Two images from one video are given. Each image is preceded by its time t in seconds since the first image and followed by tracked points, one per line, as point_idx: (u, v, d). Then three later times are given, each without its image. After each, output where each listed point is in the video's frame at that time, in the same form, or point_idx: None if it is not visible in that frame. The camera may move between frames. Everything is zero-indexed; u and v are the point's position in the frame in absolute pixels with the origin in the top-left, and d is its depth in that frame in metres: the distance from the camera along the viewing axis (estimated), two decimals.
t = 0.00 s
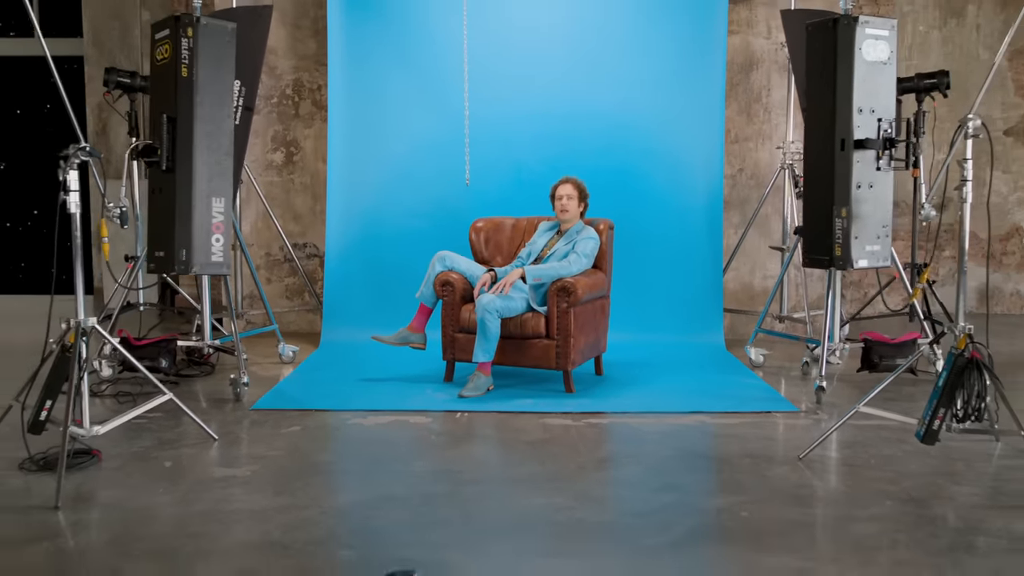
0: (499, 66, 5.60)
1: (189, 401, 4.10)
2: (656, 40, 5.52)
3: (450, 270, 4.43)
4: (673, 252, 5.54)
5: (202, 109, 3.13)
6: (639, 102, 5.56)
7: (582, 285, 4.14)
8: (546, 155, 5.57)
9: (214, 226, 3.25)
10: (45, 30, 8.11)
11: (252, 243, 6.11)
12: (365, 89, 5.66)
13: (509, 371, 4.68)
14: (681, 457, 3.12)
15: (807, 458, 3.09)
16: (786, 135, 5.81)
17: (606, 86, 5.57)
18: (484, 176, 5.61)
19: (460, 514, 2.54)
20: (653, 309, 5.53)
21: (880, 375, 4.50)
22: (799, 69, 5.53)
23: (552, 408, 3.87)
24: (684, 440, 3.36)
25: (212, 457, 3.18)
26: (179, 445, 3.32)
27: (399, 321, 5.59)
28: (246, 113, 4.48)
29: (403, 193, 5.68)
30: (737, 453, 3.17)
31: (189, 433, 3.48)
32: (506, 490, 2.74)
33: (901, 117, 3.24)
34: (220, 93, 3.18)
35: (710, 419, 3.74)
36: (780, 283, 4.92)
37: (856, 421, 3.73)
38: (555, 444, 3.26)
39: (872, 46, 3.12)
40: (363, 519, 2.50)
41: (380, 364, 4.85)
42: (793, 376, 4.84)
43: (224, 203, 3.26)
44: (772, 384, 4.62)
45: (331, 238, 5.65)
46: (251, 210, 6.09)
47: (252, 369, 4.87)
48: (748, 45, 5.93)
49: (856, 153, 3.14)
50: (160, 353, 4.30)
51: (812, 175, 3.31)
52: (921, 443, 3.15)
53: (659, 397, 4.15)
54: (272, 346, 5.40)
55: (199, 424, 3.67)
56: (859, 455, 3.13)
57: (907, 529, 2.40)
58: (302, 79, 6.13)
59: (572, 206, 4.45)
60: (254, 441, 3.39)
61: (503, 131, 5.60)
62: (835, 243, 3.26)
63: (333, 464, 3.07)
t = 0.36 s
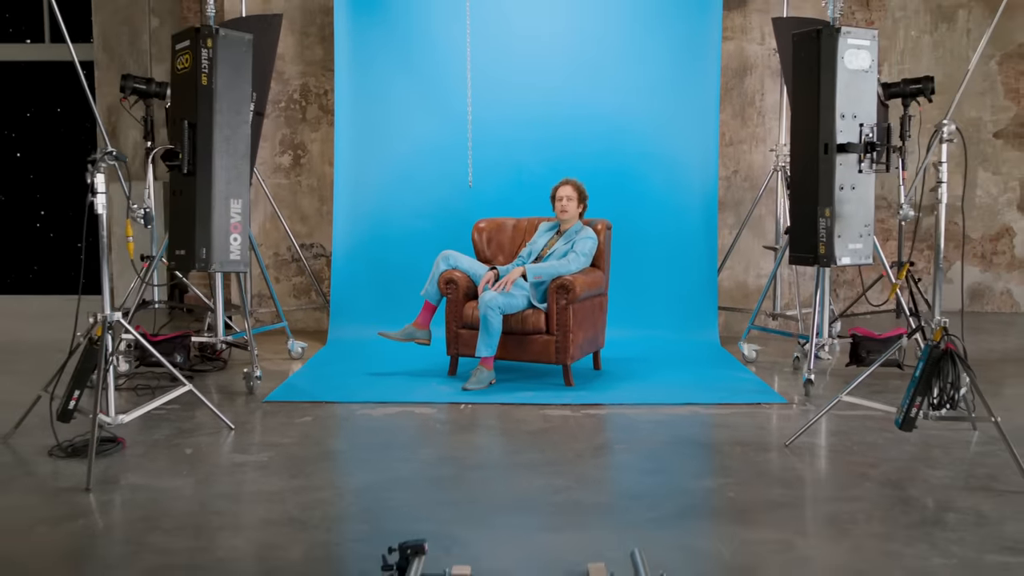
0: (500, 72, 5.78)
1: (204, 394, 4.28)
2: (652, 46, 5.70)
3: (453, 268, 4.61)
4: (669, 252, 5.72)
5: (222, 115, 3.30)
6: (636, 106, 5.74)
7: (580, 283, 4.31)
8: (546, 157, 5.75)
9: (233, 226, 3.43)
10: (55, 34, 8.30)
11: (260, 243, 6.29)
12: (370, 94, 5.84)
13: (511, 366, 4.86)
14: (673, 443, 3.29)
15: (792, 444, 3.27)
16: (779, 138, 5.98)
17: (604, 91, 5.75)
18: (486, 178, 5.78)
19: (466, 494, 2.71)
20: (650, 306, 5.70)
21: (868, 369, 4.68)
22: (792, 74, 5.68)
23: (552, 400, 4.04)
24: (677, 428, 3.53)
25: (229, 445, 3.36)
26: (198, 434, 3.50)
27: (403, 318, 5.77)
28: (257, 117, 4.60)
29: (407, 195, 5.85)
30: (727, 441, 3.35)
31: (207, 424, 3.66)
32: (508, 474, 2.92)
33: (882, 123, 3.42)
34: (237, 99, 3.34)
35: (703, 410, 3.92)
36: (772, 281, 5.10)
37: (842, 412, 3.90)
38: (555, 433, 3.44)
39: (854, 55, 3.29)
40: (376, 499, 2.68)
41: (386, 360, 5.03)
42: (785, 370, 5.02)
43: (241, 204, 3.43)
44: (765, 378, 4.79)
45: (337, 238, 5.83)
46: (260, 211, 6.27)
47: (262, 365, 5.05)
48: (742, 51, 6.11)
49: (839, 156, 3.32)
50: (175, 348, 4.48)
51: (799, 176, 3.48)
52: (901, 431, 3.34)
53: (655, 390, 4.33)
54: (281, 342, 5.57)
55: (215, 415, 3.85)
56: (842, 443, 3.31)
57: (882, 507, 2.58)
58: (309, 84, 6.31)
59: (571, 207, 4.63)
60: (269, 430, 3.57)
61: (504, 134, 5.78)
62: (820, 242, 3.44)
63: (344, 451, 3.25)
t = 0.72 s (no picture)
0: (500, 76, 5.96)
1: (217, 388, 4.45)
2: (649, 52, 5.88)
3: (456, 268, 4.79)
4: (665, 252, 5.89)
5: (238, 121, 3.47)
6: (632, 110, 5.91)
7: (579, 282, 4.49)
8: (545, 160, 5.93)
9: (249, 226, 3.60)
10: (66, 39, 8.49)
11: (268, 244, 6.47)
12: (375, 98, 6.01)
13: (512, 362, 5.03)
14: (666, 433, 3.47)
15: (780, 434, 3.45)
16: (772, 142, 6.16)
17: (602, 95, 5.93)
18: (487, 180, 5.96)
19: (470, 477, 2.89)
20: (647, 305, 5.88)
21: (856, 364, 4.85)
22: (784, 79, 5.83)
23: (551, 394, 4.22)
24: (670, 420, 3.71)
25: (244, 435, 3.53)
26: (214, 425, 3.67)
27: (407, 316, 5.94)
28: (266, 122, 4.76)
29: (411, 196, 6.03)
30: (717, 431, 3.52)
31: (222, 416, 3.83)
32: (510, 460, 3.10)
33: (866, 128, 3.59)
34: (252, 106, 3.52)
35: (696, 403, 4.09)
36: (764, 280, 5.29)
37: (829, 405, 4.07)
38: (554, 423, 3.62)
39: (837, 65, 3.47)
40: (385, 482, 2.86)
41: (391, 356, 5.20)
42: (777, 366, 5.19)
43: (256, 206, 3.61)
44: (757, 374, 4.97)
45: (343, 239, 6.00)
46: (267, 212, 6.45)
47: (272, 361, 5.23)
48: (736, 57, 6.30)
49: (823, 160, 3.49)
50: (188, 345, 4.65)
51: (786, 179, 3.66)
52: (883, 422, 3.52)
53: (650, 385, 4.50)
54: (289, 340, 5.75)
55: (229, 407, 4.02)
56: (827, 432, 3.49)
57: (860, 489, 2.76)
58: (316, 89, 6.49)
59: (569, 209, 4.80)
60: (281, 422, 3.74)
61: (505, 137, 5.96)
62: (805, 242, 3.62)
63: (354, 440, 3.42)
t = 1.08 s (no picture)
0: (501, 82, 6.14)
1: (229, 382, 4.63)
2: (645, 59, 6.06)
3: (459, 268, 4.97)
4: (661, 253, 6.07)
5: (253, 127, 3.65)
6: (629, 114, 6.09)
7: (577, 281, 4.66)
8: (545, 163, 6.10)
9: (263, 227, 3.79)
10: (75, 45, 8.68)
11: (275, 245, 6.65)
12: (379, 102, 6.18)
13: (512, 358, 5.21)
14: (660, 423, 3.65)
15: (768, 425, 3.64)
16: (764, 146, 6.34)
17: (599, 100, 6.10)
18: (488, 183, 6.14)
19: (473, 463, 3.07)
20: (644, 304, 6.05)
21: (846, 360, 5.03)
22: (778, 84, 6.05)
23: (550, 388, 4.39)
24: (664, 412, 3.89)
25: (259, 426, 3.72)
26: (230, 417, 3.86)
27: (411, 315, 6.12)
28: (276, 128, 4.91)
29: (414, 198, 6.20)
30: (708, 421, 3.70)
31: (237, 409, 4.02)
32: (511, 448, 3.28)
33: (851, 134, 3.76)
34: (266, 112, 3.70)
35: (689, 396, 4.27)
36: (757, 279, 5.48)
37: (816, 398, 4.26)
38: (553, 415, 3.80)
39: (822, 73, 3.65)
40: (393, 467, 3.03)
41: (395, 353, 5.38)
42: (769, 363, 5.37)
43: (269, 208, 3.79)
44: (749, 370, 5.14)
45: (348, 240, 6.17)
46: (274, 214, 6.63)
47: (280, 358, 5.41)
48: (730, 63, 6.48)
49: (808, 164, 3.67)
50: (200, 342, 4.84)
51: (774, 182, 3.84)
52: (866, 413, 3.70)
53: (646, 380, 4.68)
54: (296, 338, 5.93)
55: (242, 401, 4.20)
56: (812, 424, 3.67)
57: (839, 474, 2.94)
58: (322, 94, 6.67)
59: (564, 214, 4.99)
60: (292, 414, 3.93)
61: (506, 141, 6.13)
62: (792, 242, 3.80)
63: (364, 430, 3.61)
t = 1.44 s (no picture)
0: (502, 85, 6.31)
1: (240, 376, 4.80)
2: (641, 63, 6.24)
3: (461, 266, 5.14)
4: (657, 252, 6.23)
5: (266, 131, 3.83)
6: (626, 117, 6.26)
7: (575, 278, 4.82)
8: (544, 165, 6.27)
9: (275, 226, 3.98)
10: (83, 48, 8.85)
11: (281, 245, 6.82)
12: (382, 105, 6.35)
13: (512, 354, 5.37)
14: (654, 414, 3.82)
15: (757, 415, 3.81)
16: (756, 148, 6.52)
17: (596, 103, 6.27)
18: (489, 184, 6.31)
19: (476, 450, 3.24)
20: (640, 302, 6.22)
21: (835, 355, 5.20)
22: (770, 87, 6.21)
23: (549, 381, 4.56)
24: (658, 403, 4.06)
25: (271, 417, 3.89)
26: (243, 409, 4.03)
27: (414, 312, 6.29)
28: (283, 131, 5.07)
29: (417, 199, 6.37)
30: (701, 412, 3.88)
31: (249, 401, 4.19)
32: (511, 436, 3.45)
33: (836, 137, 3.93)
34: (277, 117, 3.89)
35: (683, 389, 4.44)
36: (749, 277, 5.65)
37: (805, 391, 4.43)
38: (551, 406, 3.97)
39: (809, 79, 3.82)
40: (400, 453, 3.21)
41: (399, 348, 5.55)
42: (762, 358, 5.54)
43: (281, 208, 3.99)
44: (742, 365, 5.31)
45: (352, 239, 6.34)
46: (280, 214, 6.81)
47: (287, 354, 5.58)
48: (724, 67, 6.65)
49: (796, 166, 3.84)
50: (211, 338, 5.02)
51: (763, 182, 4.01)
52: (851, 404, 3.87)
53: (642, 374, 4.85)
54: (302, 335, 6.10)
55: (253, 394, 4.37)
56: (800, 414, 3.85)
57: (822, 459, 3.12)
58: (326, 97, 6.86)
59: (560, 215, 5.17)
60: (301, 406, 4.10)
61: (506, 143, 6.30)
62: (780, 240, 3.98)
63: (371, 420, 3.78)
